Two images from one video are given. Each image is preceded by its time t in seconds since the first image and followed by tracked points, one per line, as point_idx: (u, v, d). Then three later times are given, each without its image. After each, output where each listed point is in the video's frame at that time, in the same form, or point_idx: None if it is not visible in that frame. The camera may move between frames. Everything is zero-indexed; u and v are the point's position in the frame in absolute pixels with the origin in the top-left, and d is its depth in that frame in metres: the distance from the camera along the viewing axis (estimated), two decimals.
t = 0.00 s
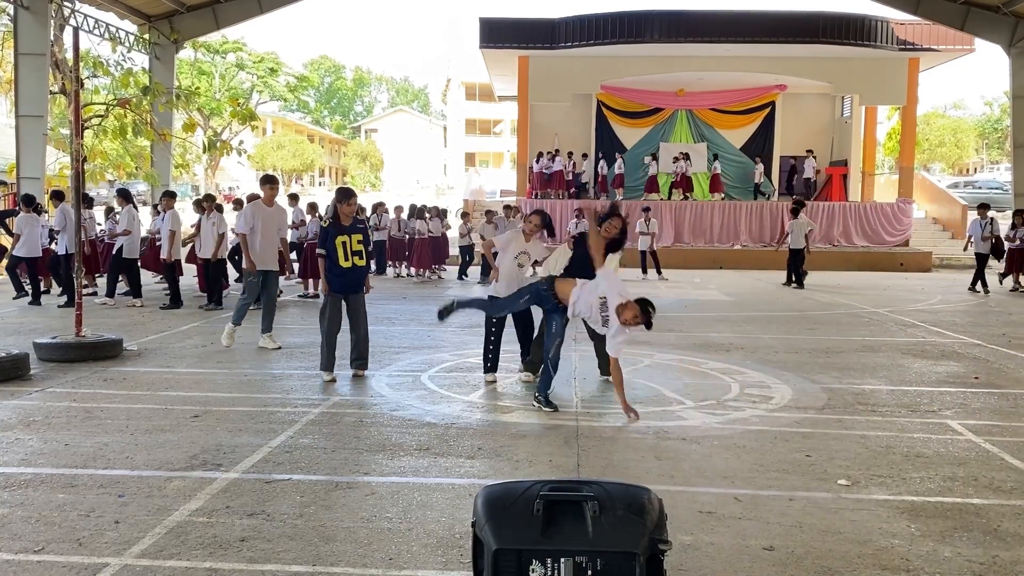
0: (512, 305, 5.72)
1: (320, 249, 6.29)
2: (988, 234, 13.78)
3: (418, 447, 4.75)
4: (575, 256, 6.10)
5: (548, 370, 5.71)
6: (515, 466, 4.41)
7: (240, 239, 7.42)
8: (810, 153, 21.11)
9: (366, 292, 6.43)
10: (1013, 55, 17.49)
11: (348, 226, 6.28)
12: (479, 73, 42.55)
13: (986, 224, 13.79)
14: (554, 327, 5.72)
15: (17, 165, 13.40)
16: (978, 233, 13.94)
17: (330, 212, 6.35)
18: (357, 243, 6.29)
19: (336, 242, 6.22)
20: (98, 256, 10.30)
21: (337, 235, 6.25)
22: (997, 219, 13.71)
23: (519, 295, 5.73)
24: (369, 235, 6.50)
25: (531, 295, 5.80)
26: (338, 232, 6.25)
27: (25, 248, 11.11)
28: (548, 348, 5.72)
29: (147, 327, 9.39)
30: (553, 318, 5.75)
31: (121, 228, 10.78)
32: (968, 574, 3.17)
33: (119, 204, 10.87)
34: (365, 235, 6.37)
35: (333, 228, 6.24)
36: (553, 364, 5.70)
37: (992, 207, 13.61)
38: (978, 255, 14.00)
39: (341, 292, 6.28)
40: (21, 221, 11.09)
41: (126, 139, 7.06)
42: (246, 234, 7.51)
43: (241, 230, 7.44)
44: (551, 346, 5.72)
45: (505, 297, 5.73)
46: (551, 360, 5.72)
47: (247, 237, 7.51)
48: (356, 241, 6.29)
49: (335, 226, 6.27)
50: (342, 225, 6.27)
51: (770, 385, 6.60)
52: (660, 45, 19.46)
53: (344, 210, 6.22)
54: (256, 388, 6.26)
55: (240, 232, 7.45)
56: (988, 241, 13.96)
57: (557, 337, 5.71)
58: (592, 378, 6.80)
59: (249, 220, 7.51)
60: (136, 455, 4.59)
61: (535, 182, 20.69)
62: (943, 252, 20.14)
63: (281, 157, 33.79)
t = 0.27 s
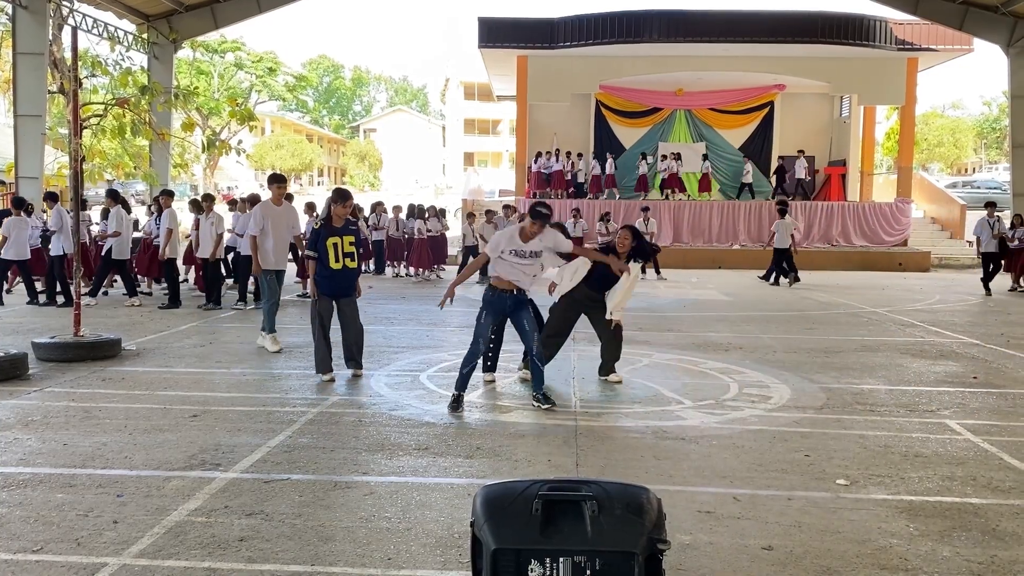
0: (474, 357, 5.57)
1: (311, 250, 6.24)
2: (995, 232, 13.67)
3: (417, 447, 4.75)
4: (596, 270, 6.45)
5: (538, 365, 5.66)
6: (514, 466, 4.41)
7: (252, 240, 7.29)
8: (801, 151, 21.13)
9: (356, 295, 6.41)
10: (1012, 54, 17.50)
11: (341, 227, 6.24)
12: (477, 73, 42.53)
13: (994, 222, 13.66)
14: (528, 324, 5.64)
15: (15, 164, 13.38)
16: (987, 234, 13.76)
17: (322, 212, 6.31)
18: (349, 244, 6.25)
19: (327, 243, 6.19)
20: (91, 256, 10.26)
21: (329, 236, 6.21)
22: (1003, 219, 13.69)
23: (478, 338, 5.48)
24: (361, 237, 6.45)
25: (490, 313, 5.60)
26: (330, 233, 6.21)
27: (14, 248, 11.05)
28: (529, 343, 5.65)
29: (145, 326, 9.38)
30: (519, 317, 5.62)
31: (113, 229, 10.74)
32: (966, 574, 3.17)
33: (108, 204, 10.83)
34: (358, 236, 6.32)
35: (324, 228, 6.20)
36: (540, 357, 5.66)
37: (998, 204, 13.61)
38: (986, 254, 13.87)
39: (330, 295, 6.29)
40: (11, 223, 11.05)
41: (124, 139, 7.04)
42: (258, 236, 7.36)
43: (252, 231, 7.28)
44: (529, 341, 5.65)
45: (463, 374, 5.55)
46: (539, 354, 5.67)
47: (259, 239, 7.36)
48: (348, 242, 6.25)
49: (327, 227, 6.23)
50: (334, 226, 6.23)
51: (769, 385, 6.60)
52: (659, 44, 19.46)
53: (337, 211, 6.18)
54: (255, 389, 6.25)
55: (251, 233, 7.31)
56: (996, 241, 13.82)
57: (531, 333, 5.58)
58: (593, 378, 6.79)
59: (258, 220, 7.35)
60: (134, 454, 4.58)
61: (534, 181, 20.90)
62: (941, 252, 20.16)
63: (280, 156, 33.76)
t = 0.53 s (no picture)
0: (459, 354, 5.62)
1: (310, 249, 6.28)
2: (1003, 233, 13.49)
3: (415, 447, 4.74)
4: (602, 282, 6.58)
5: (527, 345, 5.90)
6: (512, 465, 4.41)
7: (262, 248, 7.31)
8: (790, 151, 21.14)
9: (356, 295, 6.36)
10: (1009, 54, 17.52)
11: (340, 226, 6.27)
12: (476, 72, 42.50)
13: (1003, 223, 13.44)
14: (503, 309, 5.75)
15: (13, 164, 13.36)
16: (999, 234, 13.53)
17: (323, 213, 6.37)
18: (348, 244, 6.27)
19: (326, 241, 6.21)
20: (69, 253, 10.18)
21: (328, 235, 6.24)
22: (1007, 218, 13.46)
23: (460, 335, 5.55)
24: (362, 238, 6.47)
25: (463, 308, 5.67)
26: (329, 232, 6.24)
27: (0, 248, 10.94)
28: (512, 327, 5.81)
29: (143, 326, 9.37)
30: (494, 303, 5.73)
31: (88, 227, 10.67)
32: (964, 574, 3.17)
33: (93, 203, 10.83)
34: (357, 236, 6.35)
35: (323, 227, 6.24)
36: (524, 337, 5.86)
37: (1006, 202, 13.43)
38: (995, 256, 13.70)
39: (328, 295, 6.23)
40: None
41: (122, 139, 7.03)
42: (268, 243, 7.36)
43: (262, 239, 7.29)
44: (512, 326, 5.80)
45: (454, 372, 5.56)
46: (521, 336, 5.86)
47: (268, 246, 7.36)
48: (347, 242, 6.28)
49: (326, 226, 6.27)
50: (333, 224, 6.27)
51: (767, 384, 6.60)
52: (657, 44, 19.46)
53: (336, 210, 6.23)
54: (253, 388, 6.24)
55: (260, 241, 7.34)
56: (1007, 242, 13.63)
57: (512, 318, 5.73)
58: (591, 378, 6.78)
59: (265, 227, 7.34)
60: (133, 454, 4.58)
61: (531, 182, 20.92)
62: (939, 251, 20.18)
63: (278, 156, 33.73)
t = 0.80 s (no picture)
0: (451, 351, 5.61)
1: (320, 249, 6.23)
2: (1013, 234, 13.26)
3: (413, 447, 4.74)
4: (592, 272, 6.37)
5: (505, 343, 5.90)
6: (510, 465, 4.41)
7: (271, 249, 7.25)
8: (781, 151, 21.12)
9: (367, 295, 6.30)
10: (1006, 54, 17.54)
11: (349, 226, 6.23)
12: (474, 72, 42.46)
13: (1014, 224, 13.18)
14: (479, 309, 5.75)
15: (10, 164, 13.34)
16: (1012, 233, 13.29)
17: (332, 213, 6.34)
18: (358, 243, 6.22)
19: (336, 242, 6.17)
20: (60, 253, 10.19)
21: (337, 235, 6.20)
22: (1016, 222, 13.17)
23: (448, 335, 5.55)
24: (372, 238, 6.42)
25: (443, 309, 5.67)
26: (338, 232, 6.20)
27: None
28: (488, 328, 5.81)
29: (141, 326, 9.35)
30: (469, 301, 5.72)
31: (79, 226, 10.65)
32: (961, 573, 3.17)
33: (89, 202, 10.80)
34: (366, 236, 6.30)
35: (332, 227, 6.20)
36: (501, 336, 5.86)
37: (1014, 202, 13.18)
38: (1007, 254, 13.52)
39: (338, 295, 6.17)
40: None
41: (119, 138, 7.01)
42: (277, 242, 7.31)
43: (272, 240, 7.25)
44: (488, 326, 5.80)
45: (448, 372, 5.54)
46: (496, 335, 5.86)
47: (278, 245, 7.31)
48: (357, 241, 6.23)
49: (336, 226, 6.23)
50: (342, 224, 6.23)
51: (765, 384, 6.60)
52: (655, 44, 19.47)
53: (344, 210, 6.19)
54: (250, 388, 6.23)
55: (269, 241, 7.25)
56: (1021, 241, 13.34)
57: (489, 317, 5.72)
58: (589, 377, 6.76)
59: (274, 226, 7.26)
60: (130, 454, 4.57)
61: (529, 181, 20.84)
62: (937, 251, 20.21)
63: (276, 155, 33.69)
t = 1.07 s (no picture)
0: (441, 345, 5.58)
1: (326, 250, 6.16)
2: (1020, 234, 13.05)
3: (410, 446, 4.74)
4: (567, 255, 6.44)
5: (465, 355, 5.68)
6: (507, 464, 4.41)
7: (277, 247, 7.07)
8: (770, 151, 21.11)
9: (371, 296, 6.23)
10: (1003, 54, 17.57)
11: (355, 227, 6.16)
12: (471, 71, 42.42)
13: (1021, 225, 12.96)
14: (456, 315, 5.64)
15: (6, 163, 13.30)
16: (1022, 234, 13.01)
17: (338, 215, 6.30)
18: (364, 244, 6.15)
19: (342, 243, 6.11)
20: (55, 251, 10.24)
21: (343, 236, 6.14)
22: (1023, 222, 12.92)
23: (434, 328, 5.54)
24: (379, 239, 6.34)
25: (435, 304, 5.67)
26: (345, 233, 6.14)
27: None
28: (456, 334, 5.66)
29: (138, 326, 9.32)
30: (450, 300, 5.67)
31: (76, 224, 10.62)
32: (958, 572, 3.18)
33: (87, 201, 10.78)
34: (373, 237, 6.22)
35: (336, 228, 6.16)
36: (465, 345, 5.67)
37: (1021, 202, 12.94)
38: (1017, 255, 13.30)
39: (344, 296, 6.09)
40: None
41: (116, 138, 7.00)
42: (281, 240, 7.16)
43: (275, 237, 7.11)
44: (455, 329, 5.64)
45: (437, 366, 5.52)
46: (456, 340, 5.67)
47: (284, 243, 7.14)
48: (363, 242, 6.15)
49: (342, 227, 6.17)
50: (348, 225, 6.17)
51: (762, 384, 6.61)
52: (652, 44, 19.47)
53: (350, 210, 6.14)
54: (248, 388, 6.22)
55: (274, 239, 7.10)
56: None
57: (457, 322, 5.59)
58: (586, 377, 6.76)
59: (279, 225, 7.14)
60: (127, 454, 4.57)
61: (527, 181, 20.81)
62: (933, 251, 20.24)
63: (273, 155, 33.62)
